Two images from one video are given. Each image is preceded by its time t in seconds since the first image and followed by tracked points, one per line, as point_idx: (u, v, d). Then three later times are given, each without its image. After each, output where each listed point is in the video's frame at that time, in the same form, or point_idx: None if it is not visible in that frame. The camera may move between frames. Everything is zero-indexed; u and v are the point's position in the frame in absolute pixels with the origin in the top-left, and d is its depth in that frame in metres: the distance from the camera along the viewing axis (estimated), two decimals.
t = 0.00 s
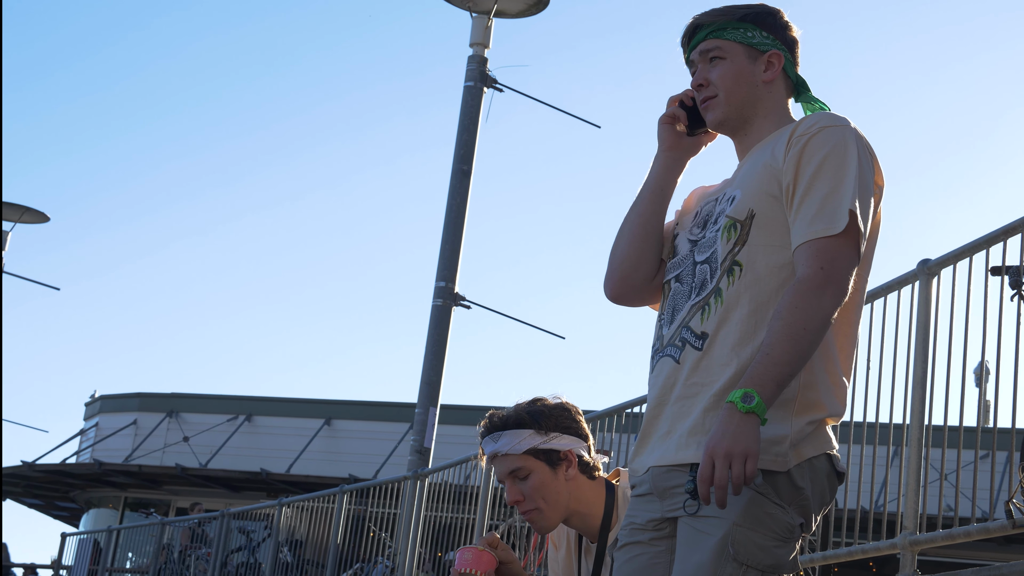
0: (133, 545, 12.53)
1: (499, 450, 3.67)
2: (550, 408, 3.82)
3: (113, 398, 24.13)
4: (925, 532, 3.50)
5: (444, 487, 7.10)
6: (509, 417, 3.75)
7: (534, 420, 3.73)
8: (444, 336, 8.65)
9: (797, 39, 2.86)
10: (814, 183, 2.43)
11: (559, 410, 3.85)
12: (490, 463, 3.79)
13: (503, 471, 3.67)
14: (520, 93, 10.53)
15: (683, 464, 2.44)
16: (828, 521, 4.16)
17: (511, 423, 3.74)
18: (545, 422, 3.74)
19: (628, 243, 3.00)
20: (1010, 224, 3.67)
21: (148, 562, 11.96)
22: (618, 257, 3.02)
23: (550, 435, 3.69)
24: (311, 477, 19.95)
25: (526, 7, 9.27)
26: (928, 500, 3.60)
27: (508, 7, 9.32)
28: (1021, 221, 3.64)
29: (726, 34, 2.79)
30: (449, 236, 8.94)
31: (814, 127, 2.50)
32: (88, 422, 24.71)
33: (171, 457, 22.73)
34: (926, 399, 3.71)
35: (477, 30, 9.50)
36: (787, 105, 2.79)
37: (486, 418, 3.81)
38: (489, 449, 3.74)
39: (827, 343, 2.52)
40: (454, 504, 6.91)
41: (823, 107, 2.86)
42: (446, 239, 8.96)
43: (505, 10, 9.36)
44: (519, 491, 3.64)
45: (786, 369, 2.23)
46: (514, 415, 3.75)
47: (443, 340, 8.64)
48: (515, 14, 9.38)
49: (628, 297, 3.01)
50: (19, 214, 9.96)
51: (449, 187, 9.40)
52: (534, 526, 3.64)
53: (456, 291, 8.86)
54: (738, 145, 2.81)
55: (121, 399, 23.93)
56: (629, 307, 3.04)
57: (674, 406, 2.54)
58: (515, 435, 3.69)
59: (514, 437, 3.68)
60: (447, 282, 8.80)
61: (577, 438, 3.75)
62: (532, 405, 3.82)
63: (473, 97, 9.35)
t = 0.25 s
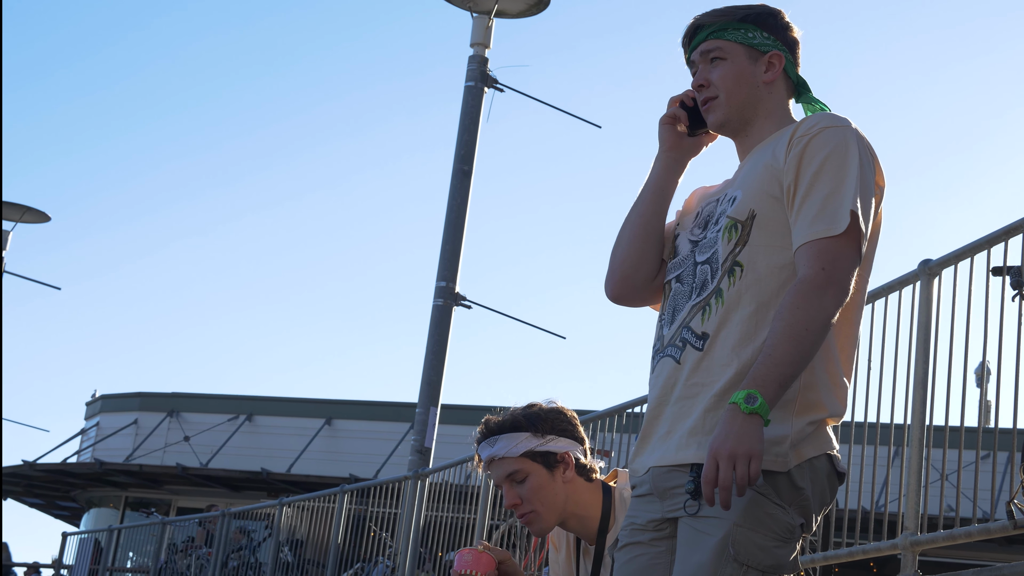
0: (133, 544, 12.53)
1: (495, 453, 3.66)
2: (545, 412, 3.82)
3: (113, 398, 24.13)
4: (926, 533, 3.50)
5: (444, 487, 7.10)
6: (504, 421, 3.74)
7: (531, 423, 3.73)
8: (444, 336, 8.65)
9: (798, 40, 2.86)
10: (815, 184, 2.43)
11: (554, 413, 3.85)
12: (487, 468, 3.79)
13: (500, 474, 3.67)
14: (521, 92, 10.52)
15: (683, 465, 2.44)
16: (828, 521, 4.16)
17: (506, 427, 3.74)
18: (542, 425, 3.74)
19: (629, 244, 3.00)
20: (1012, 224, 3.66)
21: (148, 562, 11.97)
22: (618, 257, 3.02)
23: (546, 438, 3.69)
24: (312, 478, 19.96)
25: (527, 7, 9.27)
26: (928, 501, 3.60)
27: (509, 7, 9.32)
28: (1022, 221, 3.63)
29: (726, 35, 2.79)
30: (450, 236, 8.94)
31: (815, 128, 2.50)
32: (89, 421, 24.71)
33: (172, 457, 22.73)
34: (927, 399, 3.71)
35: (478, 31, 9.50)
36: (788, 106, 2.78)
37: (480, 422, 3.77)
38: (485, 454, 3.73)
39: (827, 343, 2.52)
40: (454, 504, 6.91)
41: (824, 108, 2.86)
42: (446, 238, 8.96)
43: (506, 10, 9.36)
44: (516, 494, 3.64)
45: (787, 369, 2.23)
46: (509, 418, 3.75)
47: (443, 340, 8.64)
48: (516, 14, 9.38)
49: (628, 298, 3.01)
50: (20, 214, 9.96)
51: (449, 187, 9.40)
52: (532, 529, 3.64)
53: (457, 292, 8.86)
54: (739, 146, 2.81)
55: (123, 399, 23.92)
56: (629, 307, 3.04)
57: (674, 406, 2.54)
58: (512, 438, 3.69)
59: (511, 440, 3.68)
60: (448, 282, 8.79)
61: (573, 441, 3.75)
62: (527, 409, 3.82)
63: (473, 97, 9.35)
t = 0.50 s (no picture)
0: (137, 545, 12.53)
1: (499, 453, 3.66)
2: (550, 413, 3.83)
3: (117, 398, 24.14)
4: (929, 535, 3.50)
5: (448, 487, 7.10)
6: (509, 422, 3.75)
7: (535, 423, 3.74)
8: (448, 337, 8.65)
9: (803, 42, 2.86)
10: (819, 185, 2.43)
11: (558, 415, 3.85)
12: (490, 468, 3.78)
13: (503, 474, 3.67)
14: (524, 93, 10.53)
15: (687, 467, 2.43)
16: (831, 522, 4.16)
17: (510, 427, 3.74)
18: (546, 426, 3.75)
19: (632, 244, 3.00)
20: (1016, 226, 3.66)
21: (151, 562, 11.98)
22: (621, 257, 3.02)
23: (550, 438, 3.69)
24: (315, 478, 19.97)
25: (531, 8, 9.27)
26: (932, 503, 3.59)
27: (513, 7, 9.33)
28: None
29: (731, 37, 2.79)
30: (454, 237, 8.94)
31: (820, 129, 2.49)
32: (93, 422, 24.73)
33: (175, 457, 22.74)
34: (930, 401, 3.71)
35: (481, 31, 9.50)
36: (793, 108, 2.78)
37: (486, 422, 3.80)
38: (489, 453, 3.74)
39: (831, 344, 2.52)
40: (457, 505, 6.91)
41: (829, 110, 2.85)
42: (450, 239, 8.96)
43: (510, 10, 9.36)
44: (519, 493, 3.63)
45: (791, 370, 2.22)
46: (514, 419, 3.75)
47: (447, 341, 8.63)
48: (520, 15, 9.39)
49: (631, 298, 3.00)
50: (24, 214, 9.96)
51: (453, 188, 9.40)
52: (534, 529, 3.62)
53: (460, 292, 8.86)
54: (743, 148, 2.81)
55: (126, 400, 23.92)
56: (632, 307, 3.04)
57: (678, 406, 2.53)
58: (515, 437, 3.69)
59: (514, 439, 3.68)
60: (452, 282, 8.79)
61: (577, 442, 3.75)
62: (532, 410, 3.83)
63: (477, 97, 9.35)
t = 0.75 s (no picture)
0: (139, 546, 12.53)
1: (511, 439, 3.68)
2: (566, 406, 3.82)
3: (118, 399, 24.14)
4: (931, 536, 3.50)
5: (450, 488, 7.10)
6: (523, 410, 3.75)
7: (549, 414, 3.74)
8: (450, 338, 8.65)
9: (807, 44, 2.85)
10: (821, 185, 2.43)
11: (575, 409, 3.84)
12: (501, 454, 3.80)
13: (512, 461, 3.69)
14: (527, 94, 10.53)
15: (690, 468, 2.43)
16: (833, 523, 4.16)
17: (525, 415, 3.75)
18: (560, 418, 3.75)
19: (635, 243, 3.00)
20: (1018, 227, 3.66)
21: (154, 563, 11.98)
22: (624, 256, 3.01)
23: (563, 431, 3.70)
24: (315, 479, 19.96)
25: (533, 9, 9.27)
26: (934, 503, 3.60)
27: (515, 8, 9.33)
28: None
29: (736, 38, 2.79)
30: (456, 238, 8.95)
31: (822, 129, 2.49)
32: (94, 422, 24.73)
33: (176, 458, 22.75)
34: (932, 402, 3.71)
35: (483, 32, 9.50)
36: (797, 110, 2.77)
37: (501, 408, 3.81)
38: (500, 438, 3.74)
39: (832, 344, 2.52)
40: (460, 506, 6.91)
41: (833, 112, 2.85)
42: (451, 240, 8.96)
43: (512, 11, 9.36)
44: (526, 482, 3.65)
45: (792, 369, 2.22)
46: (529, 408, 3.75)
47: (449, 342, 8.63)
48: (522, 16, 9.39)
49: (634, 297, 3.00)
50: (27, 215, 9.96)
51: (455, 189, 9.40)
52: (537, 518, 3.64)
53: (463, 293, 8.86)
54: (747, 149, 2.81)
55: (127, 400, 23.92)
56: (635, 307, 3.04)
57: (680, 405, 2.54)
58: (529, 426, 3.69)
59: (527, 428, 3.69)
60: (454, 283, 8.79)
61: (589, 437, 3.76)
62: (549, 400, 3.83)
63: (479, 98, 9.35)
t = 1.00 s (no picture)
0: (139, 546, 12.53)
1: (523, 425, 3.71)
2: (582, 396, 3.85)
3: (117, 399, 24.13)
4: (931, 536, 3.51)
5: (450, 489, 7.10)
6: (539, 397, 3.79)
7: (563, 404, 3.77)
8: (450, 338, 8.65)
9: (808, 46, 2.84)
10: (821, 185, 2.43)
11: (590, 399, 3.87)
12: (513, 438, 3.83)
13: (522, 447, 3.72)
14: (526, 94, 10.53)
15: (689, 468, 2.44)
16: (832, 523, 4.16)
17: (539, 403, 3.78)
18: (573, 409, 3.78)
19: (634, 241, 3.00)
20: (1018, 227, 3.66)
21: (153, 563, 11.98)
22: (623, 253, 3.02)
23: (575, 422, 3.73)
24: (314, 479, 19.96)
25: (533, 9, 9.27)
26: (933, 504, 3.60)
27: (515, 9, 9.32)
28: None
29: (735, 36, 2.79)
30: (456, 238, 8.94)
31: (822, 129, 2.49)
32: (93, 422, 24.72)
33: (176, 458, 22.75)
34: (932, 402, 3.71)
35: (483, 32, 9.50)
36: (794, 110, 2.77)
37: (518, 392, 3.85)
38: (513, 422, 3.78)
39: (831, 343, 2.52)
40: (461, 506, 6.92)
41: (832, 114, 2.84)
42: (451, 240, 8.96)
43: (512, 12, 9.36)
44: (534, 470, 3.68)
45: (791, 369, 2.22)
46: (544, 395, 3.79)
47: (449, 342, 8.63)
48: (522, 17, 9.39)
49: (632, 295, 3.00)
50: (27, 216, 9.96)
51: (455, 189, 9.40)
52: (541, 507, 3.66)
53: (463, 293, 8.86)
54: (744, 147, 2.81)
55: (126, 400, 23.91)
56: (632, 304, 3.03)
57: (679, 404, 2.54)
58: (542, 414, 3.73)
59: (541, 416, 3.72)
60: (454, 284, 8.79)
61: (601, 431, 3.79)
62: (565, 389, 3.85)
63: (479, 99, 9.35)
